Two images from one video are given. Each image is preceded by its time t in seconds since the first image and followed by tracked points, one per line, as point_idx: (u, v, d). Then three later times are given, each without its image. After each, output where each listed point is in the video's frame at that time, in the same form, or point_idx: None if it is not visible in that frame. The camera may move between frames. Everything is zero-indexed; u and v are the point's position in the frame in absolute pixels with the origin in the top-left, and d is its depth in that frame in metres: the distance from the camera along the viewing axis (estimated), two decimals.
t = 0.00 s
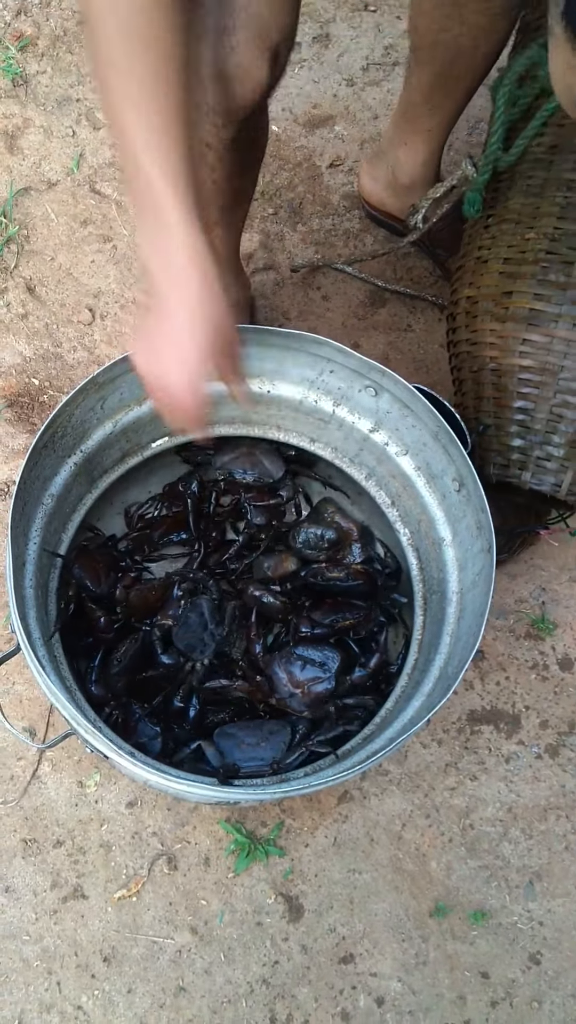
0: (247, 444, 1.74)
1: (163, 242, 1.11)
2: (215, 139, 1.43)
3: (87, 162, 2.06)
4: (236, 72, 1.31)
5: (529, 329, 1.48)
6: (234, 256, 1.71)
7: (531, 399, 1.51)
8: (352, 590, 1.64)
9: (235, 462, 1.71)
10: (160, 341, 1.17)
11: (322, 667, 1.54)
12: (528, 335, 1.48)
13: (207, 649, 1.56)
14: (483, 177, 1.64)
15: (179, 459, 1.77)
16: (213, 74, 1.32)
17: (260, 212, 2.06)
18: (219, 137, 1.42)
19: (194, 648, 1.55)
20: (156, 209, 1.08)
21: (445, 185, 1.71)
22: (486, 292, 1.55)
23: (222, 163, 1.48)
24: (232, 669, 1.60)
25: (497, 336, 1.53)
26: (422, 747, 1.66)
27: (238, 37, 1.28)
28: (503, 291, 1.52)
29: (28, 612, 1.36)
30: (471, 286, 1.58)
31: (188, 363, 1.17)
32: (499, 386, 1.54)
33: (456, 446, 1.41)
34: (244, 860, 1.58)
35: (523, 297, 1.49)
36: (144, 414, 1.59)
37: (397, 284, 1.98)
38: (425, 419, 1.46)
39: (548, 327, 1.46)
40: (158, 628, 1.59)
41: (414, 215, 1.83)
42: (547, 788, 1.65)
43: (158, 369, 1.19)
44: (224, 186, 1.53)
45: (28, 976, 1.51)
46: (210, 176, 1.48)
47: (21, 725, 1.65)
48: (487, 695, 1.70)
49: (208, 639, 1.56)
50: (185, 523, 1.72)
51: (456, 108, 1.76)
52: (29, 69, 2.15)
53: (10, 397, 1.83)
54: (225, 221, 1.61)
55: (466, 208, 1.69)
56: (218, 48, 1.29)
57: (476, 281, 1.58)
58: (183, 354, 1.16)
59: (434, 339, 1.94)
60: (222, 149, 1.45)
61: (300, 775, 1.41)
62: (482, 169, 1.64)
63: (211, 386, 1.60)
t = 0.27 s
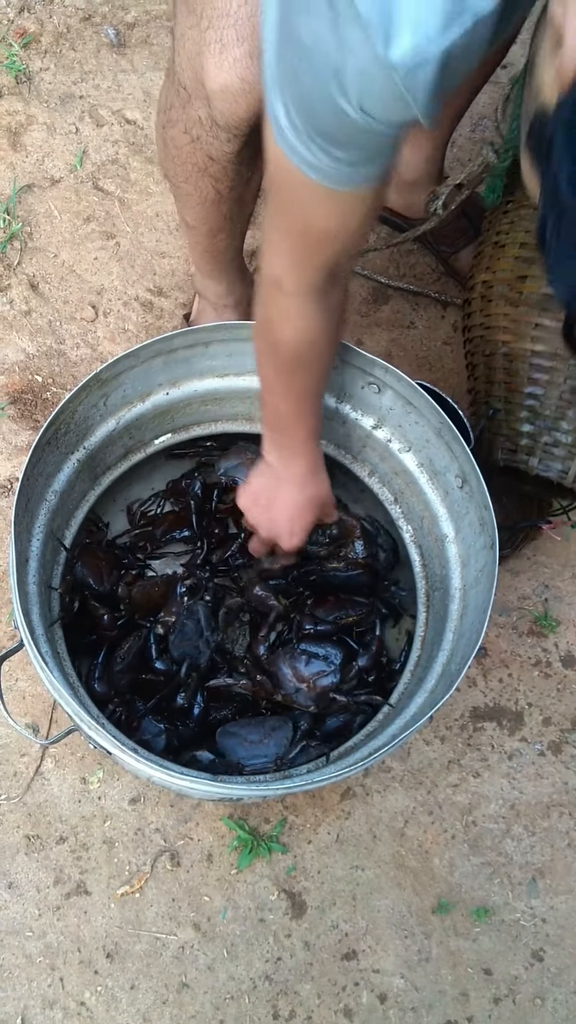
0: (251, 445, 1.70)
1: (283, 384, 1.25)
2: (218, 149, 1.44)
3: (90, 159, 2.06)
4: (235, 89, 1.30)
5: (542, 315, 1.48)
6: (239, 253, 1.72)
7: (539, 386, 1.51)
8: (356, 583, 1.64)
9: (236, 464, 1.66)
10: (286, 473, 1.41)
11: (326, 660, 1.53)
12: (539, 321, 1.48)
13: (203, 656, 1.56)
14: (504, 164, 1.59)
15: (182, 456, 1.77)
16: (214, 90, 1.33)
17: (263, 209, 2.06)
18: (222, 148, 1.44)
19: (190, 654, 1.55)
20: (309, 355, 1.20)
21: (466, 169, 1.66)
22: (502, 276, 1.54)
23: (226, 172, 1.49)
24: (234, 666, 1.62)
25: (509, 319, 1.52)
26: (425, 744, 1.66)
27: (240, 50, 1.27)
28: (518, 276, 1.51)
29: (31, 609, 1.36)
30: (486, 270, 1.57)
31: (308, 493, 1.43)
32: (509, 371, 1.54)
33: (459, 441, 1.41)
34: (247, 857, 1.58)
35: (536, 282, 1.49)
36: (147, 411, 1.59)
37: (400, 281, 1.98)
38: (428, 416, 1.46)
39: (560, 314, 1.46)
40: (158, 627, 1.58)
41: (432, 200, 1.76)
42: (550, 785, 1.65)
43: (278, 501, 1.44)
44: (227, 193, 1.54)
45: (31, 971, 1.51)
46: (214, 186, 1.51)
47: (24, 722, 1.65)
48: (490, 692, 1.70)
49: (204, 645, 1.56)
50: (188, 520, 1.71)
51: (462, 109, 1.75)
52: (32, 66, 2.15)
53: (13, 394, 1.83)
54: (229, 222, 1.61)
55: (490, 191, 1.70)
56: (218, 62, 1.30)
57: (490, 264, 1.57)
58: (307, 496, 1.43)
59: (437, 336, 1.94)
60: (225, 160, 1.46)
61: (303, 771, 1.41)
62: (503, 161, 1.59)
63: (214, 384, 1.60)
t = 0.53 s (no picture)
0: (251, 445, 1.70)
1: (291, 395, 1.27)
2: (222, 154, 1.44)
3: (93, 157, 2.06)
4: (240, 95, 1.30)
5: (533, 305, 1.48)
6: (243, 254, 1.72)
7: (527, 373, 1.55)
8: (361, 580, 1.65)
9: (233, 464, 1.67)
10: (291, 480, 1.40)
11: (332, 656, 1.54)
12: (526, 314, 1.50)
13: (204, 657, 1.57)
14: (511, 156, 1.50)
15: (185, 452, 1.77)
16: (218, 95, 1.33)
17: (266, 206, 2.06)
18: (226, 153, 1.44)
19: (191, 654, 1.56)
20: (315, 369, 1.24)
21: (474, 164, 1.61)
22: (498, 266, 1.54)
23: (230, 176, 1.49)
24: (236, 664, 1.63)
25: (502, 308, 1.53)
26: (427, 742, 1.66)
27: (243, 55, 1.26)
28: (513, 265, 1.51)
29: (34, 607, 1.36)
30: (486, 258, 1.57)
31: (309, 498, 1.42)
32: (501, 356, 1.58)
33: (461, 439, 1.40)
34: (249, 854, 1.58)
35: (528, 271, 1.48)
36: (149, 409, 1.59)
37: (403, 279, 1.98)
38: (431, 413, 1.46)
39: (548, 306, 1.47)
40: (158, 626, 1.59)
41: (443, 194, 1.76)
42: (552, 784, 1.65)
43: (280, 503, 1.43)
44: (231, 197, 1.54)
45: (33, 968, 1.51)
46: (218, 189, 1.52)
47: (27, 718, 1.65)
48: (492, 690, 1.70)
49: (205, 645, 1.57)
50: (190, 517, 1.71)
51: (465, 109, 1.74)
52: (35, 63, 2.15)
53: (16, 392, 1.83)
54: (233, 223, 1.61)
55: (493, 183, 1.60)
56: (221, 67, 1.29)
57: (489, 252, 1.58)
58: (309, 500, 1.42)
59: (439, 334, 1.94)
60: (228, 164, 1.46)
61: (305, 769, 1.41)
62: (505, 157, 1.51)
63: (217, 381, 1.60)
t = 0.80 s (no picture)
0: (251, 446, 1.69)
1: (281, 398, 1.28)
2: (220, 150, 1.44)
3: (94, 154, 2.06)
4: (236, 92, 1.30)
5: (515, 296, 1.49)
6: (243, 251, 1.72)
7: (505, 363, 1.55)
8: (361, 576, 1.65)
9: (233, 463, 1.66)
10: (282, 485, 1.41)
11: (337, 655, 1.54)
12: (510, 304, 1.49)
13: (204, 655, 1.59)
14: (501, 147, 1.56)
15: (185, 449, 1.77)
16: (216, 91, 1.32)
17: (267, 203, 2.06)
18: (224, 149, 1.44)
19: (190, 653, 1.58)
20: (306, 371, 1.25)
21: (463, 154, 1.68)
22: (483, 256, 1.53)
23: (229, 173, 1.49)
24: (236, 663, 1.63)
25: (485, 297, 1.53)
26: (427, 739, 1.67)
27: (240, 51, 1.26)
28: (497, 254, 1.51)
29: (35, 602, 1.36)
30: (472, 247, 1.57)
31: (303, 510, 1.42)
32: (482, 345, 1.57)
33: (462, 435, 1.40)
34: (249, 851, 1.58)
35: (513, 261, 1.48)
36: (150, 405, 1.59)
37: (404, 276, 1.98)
38: (431, 410, 1.46)
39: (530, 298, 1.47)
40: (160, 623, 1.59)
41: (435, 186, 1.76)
42: (552, 780, 1.65)
43: (273, 514, 1.43)
44: (229, 193, 1.54)
45: (33, 963, 1.51)
46: (216, 186, 1.52)
47: (28, 715, 1.66)
48: (492, 687, 1.70)
49: (204, 643, 1.59)
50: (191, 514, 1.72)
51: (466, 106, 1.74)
52: (36, 61, 2.15)
53: (17, 388, 1.84)
54: (233, 220, 1.61)
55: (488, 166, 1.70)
56: (220, 63, 1.29)
57: (476, 242, 1.57)
58: (301, 516, 1.42)
59: (440, 331, 1.94)
60: (227, 161, 1.46)
61: (305, 765, 1.41)
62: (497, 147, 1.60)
63: (218, 378, 1.60)
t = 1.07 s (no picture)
0: (247, 445, 1.69)
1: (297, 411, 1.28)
2: (221, 149, 1.44)
3: (94, 151, 2.06)
4: (237, 91, 1.30)
5: (497, 287, 1.55)
6: (243, 249, 1.72)
7: (486, 357, 1.58)
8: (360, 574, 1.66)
9: (229, 464, 1.66)
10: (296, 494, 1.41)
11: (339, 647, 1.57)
12: (492, 295, 1.56)
13: (197, 659, 1.57)
14: (488, 142, 1.64)
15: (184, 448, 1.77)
16: (216, 90, 1.33)
17: (267, 200, 2.06)
18: (225, 148, 1.44)
19: (183, 657, 1.55)
20: (321, 385, 1.25)
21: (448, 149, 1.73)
22: (467, 249, 1.62)
23: (229, 172, 1.49)
24: (235, 660, 1.64)
25: (468, 289, 1.60)
26: (426, 737, 1.67)
27: (241, 50, 1.26)
28: (481, 248, 1.59)
29: (34, 599, 1.36)
30: (456, 242, 1.65)
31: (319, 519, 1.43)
32: (463, 338, 1.61)
33: (462, 433, 1.41)
34: (247, 847, 1.58)
35: (497, 256, 1.56)
36: (150, 403, 1.59)
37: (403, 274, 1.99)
38: (430, 408, 1.47)
39: (512, 289, 1.53)
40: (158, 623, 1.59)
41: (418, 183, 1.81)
42: (550, 778, 1.65)
43: (286, 522, 1.44)
44: (229, 191, 1.54)
45: (32, 959, 1.52)
46: (216, 185, 1.52)
47: (27, 712, 1.66)
48: (491, 685, 1.71)
49: (198, 647, 1.56)
50: (190, 512, 1.72)
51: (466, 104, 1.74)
52: (36, 58, 2.15)
53: (17, 386, 1.84)
54: (233, 218, 1.62)
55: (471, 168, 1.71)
56: (220, 62, 1.29)
57: (460, 238, 1.66)
58: (317, 523, 1.44)
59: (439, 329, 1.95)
60: (227, 160, 1.46)
61: (303, 761, 1.41)
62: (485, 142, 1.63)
63: (217, 376, 1.60)
